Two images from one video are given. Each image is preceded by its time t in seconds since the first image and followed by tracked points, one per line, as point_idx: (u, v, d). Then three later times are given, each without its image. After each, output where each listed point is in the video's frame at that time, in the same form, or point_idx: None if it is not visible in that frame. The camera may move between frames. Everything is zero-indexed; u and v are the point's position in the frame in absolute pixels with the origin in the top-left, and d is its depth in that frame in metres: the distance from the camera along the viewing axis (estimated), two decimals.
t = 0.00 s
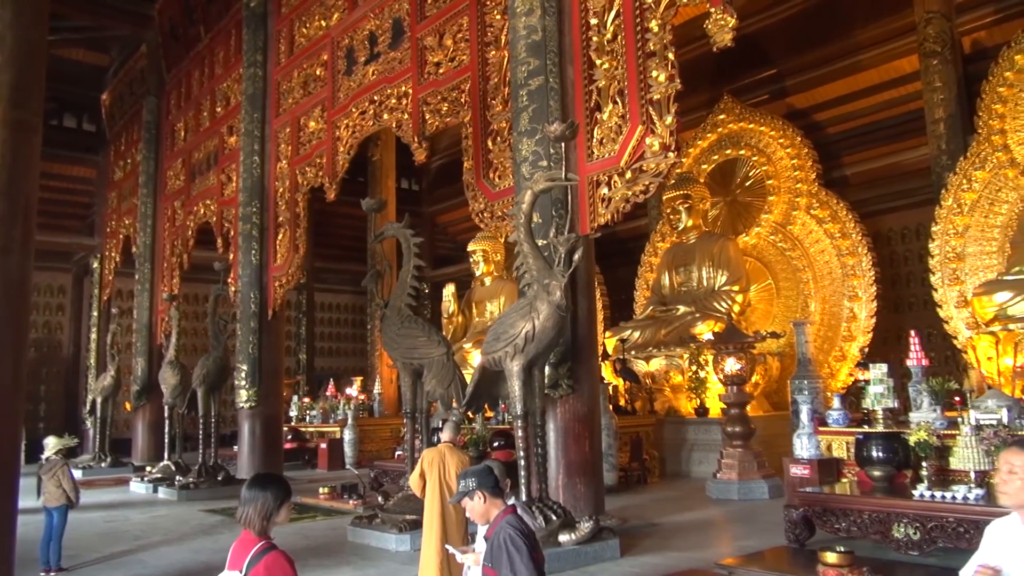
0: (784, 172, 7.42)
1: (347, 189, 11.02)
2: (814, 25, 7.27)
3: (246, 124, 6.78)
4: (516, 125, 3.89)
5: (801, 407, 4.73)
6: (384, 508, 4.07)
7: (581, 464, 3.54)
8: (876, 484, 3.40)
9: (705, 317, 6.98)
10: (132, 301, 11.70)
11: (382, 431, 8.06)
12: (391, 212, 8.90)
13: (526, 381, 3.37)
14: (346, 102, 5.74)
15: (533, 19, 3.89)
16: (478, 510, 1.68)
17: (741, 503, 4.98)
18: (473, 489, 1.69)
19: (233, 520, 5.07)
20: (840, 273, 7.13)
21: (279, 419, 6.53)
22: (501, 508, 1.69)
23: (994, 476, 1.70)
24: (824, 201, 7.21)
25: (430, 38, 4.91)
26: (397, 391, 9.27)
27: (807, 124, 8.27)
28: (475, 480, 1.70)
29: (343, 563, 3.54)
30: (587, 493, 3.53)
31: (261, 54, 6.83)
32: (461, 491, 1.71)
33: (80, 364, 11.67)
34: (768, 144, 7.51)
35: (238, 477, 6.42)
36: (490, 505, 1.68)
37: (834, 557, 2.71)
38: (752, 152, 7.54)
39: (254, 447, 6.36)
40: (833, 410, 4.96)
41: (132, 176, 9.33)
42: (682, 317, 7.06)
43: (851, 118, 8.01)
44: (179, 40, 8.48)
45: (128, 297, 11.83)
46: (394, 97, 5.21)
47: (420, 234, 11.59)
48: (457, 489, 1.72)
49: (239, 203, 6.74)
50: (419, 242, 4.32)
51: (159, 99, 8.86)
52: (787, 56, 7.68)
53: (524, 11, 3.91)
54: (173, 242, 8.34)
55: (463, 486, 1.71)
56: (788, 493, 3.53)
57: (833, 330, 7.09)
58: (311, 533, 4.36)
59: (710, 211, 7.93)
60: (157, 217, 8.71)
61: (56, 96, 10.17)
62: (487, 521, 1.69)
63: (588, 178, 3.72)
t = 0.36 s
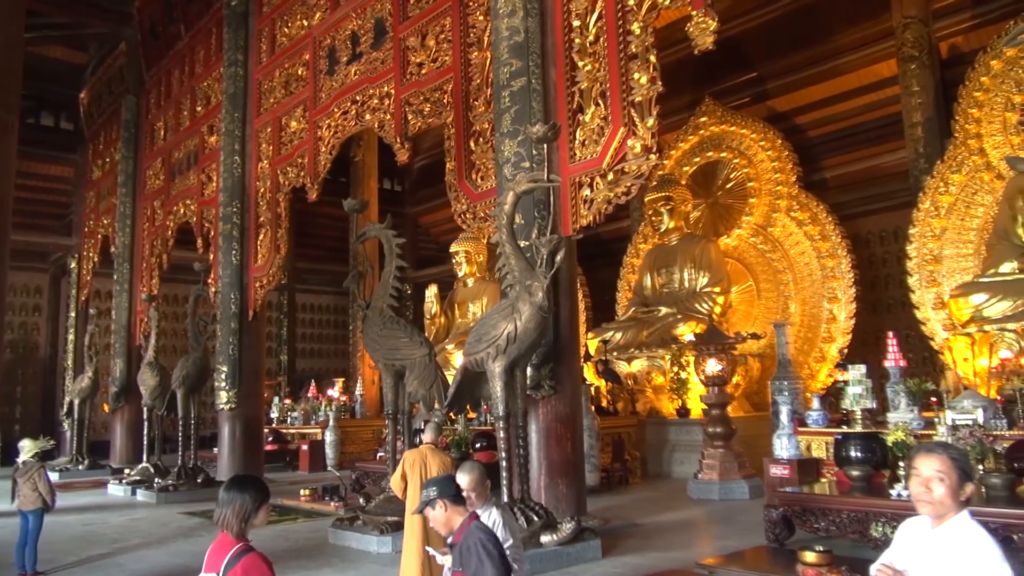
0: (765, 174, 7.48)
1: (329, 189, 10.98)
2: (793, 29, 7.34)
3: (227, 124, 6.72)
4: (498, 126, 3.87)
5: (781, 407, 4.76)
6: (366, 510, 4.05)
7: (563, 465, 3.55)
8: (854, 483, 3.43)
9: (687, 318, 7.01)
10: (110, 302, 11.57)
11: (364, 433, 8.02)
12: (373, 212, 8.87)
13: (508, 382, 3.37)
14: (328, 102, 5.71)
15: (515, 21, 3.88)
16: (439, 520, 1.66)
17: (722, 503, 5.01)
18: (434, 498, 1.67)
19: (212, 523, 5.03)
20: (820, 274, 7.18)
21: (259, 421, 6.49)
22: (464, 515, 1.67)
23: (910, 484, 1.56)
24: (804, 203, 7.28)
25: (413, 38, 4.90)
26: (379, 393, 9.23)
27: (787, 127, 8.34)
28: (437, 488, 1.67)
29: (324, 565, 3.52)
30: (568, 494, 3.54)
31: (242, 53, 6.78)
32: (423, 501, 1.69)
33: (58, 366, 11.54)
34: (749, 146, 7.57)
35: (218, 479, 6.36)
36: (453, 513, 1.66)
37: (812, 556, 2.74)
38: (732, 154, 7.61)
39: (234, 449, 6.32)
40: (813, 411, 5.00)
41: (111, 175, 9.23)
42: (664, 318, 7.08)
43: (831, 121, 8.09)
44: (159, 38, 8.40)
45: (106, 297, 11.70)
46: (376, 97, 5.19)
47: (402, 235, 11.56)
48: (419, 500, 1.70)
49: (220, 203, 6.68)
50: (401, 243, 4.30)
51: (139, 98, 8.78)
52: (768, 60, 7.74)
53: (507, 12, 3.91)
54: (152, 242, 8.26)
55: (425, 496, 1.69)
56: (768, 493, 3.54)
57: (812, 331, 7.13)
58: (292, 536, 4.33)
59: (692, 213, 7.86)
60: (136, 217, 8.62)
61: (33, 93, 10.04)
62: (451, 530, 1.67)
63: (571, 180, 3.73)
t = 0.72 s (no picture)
0: (748, 176, 7.53)
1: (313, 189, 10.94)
2: (776, 33, 7.40)
3: (209, 123, 6.67)
4: (483, 126, 3.88)
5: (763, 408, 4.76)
6: (349, 512, 4.04)
7: (547, 466, 3.55)
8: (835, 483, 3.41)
9: (671, 320, 6.97)
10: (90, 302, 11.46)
11: (347, 434, 7.98)
12: (358, 213, 8.84)
13: (492, 383, 3.36)
14: (312, 102, 5.68)
15: (500, 22, 3.90)
16: (358, 568, 1.67)
17: (705, 504, 5.03)
18: (352, 547, 1.69)
19: (193, 525, 4.99)
20: (802, 276, 7.22)
21: (242, 422, 6.45)
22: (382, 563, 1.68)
23: (816, 490, 1.55)
24: (787, 205, 7.33)
25: (398, 38, 4.89)
26: (362, 394, 9.19)
27: (770, 130, 8.40)
28: (353, 538, 1.70)
29: (308, 567, 3.49)
30: (553, 495, 3.54)
31: (225, 53, 6.74)
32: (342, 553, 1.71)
33: (37, 367, 11.41)
34: (732, 148, 7.62)
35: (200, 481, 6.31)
36: (370, 560, 1.67)
37: (796, 556, 2.81)
38: (716, 156, 7.64)
39: (216, 450, 6.27)
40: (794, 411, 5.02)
41: (92, 174, 9.14)
42: (647, 320, 7.05)
43: (813, 124, 8.15)
44: (141, 36, 8.34)
45: (87, 298, 11.58)
46: (361, 97, 5.17)
47: (387, 235, 11.54)
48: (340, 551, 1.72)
49: (202, 202, 6.64)
50: (385, 243, 4.28)
51: (121, 96, 8.70)
52: (751, 63, 7.79)
53: (492, 13, 3.92)
54: (134, 241, 8.18)
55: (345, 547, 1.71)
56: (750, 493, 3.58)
57: (795, 332, 7.18)
58: (275, 538, 4.30)
59: (676, 215, 7.88)
60: (118, 217, 8.54)
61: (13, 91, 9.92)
62: None
63: (555, 181, 3.73)
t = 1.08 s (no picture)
0: (733, 178, 7.56)
1: (298, 188, 10.90)
2: (762, 36, 7.45)
3: (194, 121, 6.62)
4: (469, 127, 3.88)
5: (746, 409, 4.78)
6: (332, 513, 4.02)
7: (531, 467, 3.55)
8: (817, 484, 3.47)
9: (655, 321, 7.05)
10: (72, 301, 11.35)
11: (331, 434, 7.94)
12: (343, 212, 8.81)
13: (477, 383, 3.36)
14: (297, 101, 5.66)
15: (487, 22, 3.89)
16: None
17: (688, 504, 5.05)
18: None
19: (175, 526, 4.95)
20: (785, 278, 7.26)
21: (225, 422, 6.42)
22: None
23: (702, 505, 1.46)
24: (771, 208, 7.37)
25: (384, 38, 4.88)
26: (347, 394, 9.16)
27: (755, 132, 8.46)
28: None
29: (290, 568, 3.48)
30: (537, 495, 3.54)
31: (210, 50, 6.69)
32: None
33: (17, 366, 11.29)
34: (717, 150, 7.65)
35: (183, 482, 6.27)
36: None
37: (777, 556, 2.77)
38: (702, 158, 7.68)
39: (199, 450, 6.24)
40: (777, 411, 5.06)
41: (74, 171, 9.05)
42: (632, 321, 7.14)
43: (798, 127, 8.21)
44: (124, 33, 8.27)
45: (68, 296, 11.47)
46: (347, 96, 5.15)
47: (372, 235, 11.51)
48: None
49: (186, 201, 6.59)
50: (371, 244, 4.27)
51: (103, 93, 8.63)
52: (736, 66, 7.83)
53: (479, 14, 3.91)
54: (116, 240, 8.11)
55: None
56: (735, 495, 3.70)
57: (778, 334, 7.22)
58: (257, 539, 4.28)
59: (662, 217, 7.95)
60: (100, 214, 8.46)
61: None
62: None
63: (541, 182, 3.74)
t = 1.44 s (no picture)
0: (719, 180, 7.60)
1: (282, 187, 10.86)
2: (748, 40, 7.50)
3: (178, 118, 6.58)
4: (456, 127, 3.87)
5: (730, 410, 4.80)
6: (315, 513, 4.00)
7: (515, 467, 3.55)
8: (799, 485, 3.50)
9: (640, 322, 7.03)
10: (52, 299, 11.24)
11: (315, 434, 7.91)
12: (328, 211, 8.78)
13: (461, 384, 3.36)
14: (283, 99, 5.63)
15: (473, 22, 3.88)
16: None
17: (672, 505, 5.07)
18: None
19: (156, 526, 4.91)
20: (769, 280, 7.31)
21: (208, 422, 6.37)
22: None
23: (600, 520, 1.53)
24: (755, 210, 7.42)
25: (371, 37, 4.87)
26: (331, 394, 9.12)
27: (740, 135, 8.51)
28: None
29: (273, 568, 3.46)
30: (521, 496, 3.54)
31: (194, 47, 6.64)
32: None
33: None
34: (703, 153, 7.69)
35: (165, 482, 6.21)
36: None
37: (759, 557, 2.78)
38: (687, 161, 7.71)
39: (181, 449, 6.20)
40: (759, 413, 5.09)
41: (56, 168, 8.97)
42: (617, 322, 7.16)
43: (782, 130, 8.27)
44: (108, 29, 8.20)
45: (49, 294, 11.36)
46: (333, 95, 5.13)
47: (357, 234, 11.47)
48: None
49: (169, 198, 6.54)
50: (355, 243, 4.25)
51: (87, 90, 8.55)
52: (722, 69, 7.87)
53: (466, 14, 3.91)
54: (98, 237, 8.04)
55: None
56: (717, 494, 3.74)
57: (762, 336, 7.25)
58: (240, 539, 4.25)
59: (647, 218, 7.99)
60: (82, 211, 8.38)
61: None
62: None
63: (527, 183, 3.74)
